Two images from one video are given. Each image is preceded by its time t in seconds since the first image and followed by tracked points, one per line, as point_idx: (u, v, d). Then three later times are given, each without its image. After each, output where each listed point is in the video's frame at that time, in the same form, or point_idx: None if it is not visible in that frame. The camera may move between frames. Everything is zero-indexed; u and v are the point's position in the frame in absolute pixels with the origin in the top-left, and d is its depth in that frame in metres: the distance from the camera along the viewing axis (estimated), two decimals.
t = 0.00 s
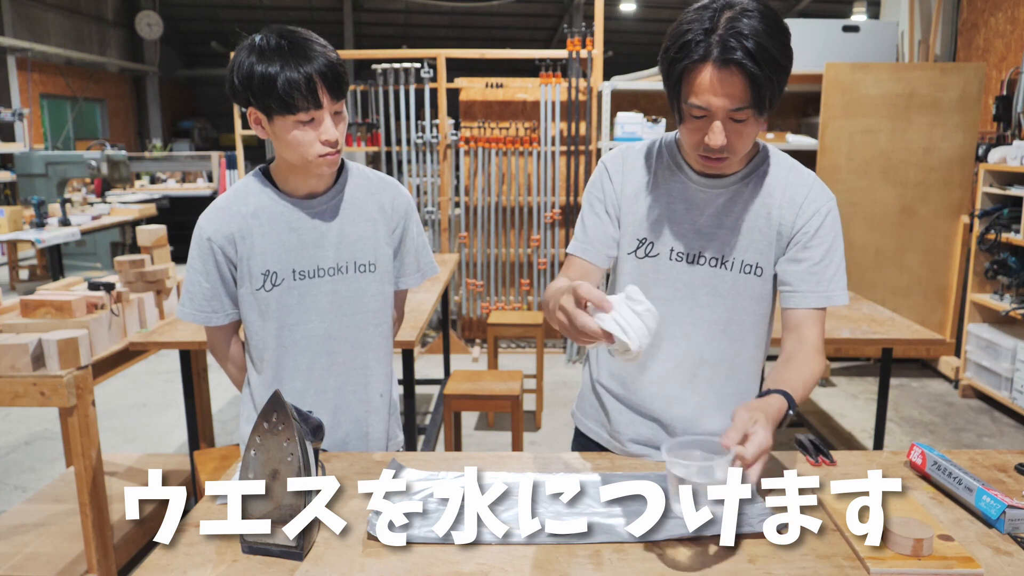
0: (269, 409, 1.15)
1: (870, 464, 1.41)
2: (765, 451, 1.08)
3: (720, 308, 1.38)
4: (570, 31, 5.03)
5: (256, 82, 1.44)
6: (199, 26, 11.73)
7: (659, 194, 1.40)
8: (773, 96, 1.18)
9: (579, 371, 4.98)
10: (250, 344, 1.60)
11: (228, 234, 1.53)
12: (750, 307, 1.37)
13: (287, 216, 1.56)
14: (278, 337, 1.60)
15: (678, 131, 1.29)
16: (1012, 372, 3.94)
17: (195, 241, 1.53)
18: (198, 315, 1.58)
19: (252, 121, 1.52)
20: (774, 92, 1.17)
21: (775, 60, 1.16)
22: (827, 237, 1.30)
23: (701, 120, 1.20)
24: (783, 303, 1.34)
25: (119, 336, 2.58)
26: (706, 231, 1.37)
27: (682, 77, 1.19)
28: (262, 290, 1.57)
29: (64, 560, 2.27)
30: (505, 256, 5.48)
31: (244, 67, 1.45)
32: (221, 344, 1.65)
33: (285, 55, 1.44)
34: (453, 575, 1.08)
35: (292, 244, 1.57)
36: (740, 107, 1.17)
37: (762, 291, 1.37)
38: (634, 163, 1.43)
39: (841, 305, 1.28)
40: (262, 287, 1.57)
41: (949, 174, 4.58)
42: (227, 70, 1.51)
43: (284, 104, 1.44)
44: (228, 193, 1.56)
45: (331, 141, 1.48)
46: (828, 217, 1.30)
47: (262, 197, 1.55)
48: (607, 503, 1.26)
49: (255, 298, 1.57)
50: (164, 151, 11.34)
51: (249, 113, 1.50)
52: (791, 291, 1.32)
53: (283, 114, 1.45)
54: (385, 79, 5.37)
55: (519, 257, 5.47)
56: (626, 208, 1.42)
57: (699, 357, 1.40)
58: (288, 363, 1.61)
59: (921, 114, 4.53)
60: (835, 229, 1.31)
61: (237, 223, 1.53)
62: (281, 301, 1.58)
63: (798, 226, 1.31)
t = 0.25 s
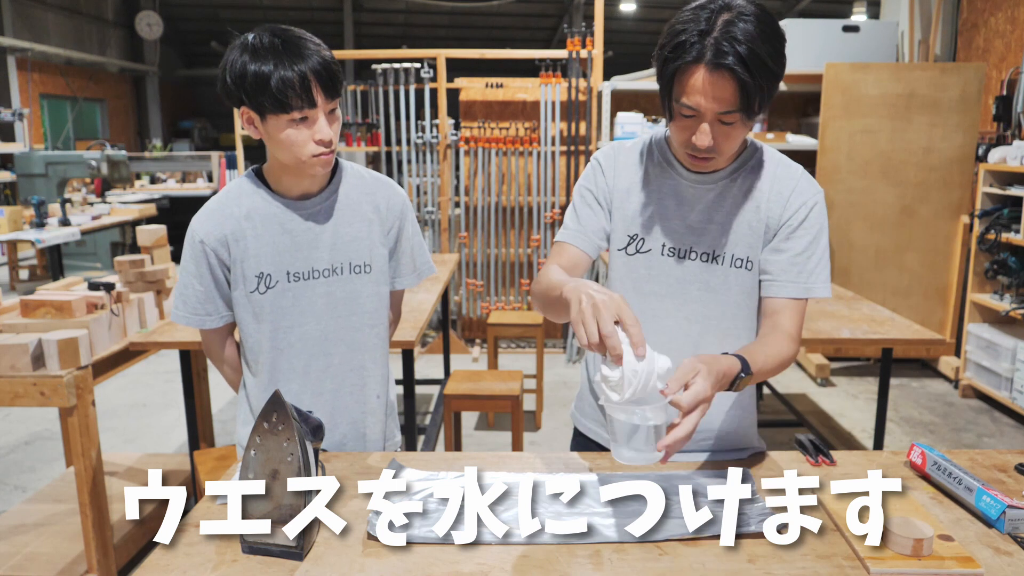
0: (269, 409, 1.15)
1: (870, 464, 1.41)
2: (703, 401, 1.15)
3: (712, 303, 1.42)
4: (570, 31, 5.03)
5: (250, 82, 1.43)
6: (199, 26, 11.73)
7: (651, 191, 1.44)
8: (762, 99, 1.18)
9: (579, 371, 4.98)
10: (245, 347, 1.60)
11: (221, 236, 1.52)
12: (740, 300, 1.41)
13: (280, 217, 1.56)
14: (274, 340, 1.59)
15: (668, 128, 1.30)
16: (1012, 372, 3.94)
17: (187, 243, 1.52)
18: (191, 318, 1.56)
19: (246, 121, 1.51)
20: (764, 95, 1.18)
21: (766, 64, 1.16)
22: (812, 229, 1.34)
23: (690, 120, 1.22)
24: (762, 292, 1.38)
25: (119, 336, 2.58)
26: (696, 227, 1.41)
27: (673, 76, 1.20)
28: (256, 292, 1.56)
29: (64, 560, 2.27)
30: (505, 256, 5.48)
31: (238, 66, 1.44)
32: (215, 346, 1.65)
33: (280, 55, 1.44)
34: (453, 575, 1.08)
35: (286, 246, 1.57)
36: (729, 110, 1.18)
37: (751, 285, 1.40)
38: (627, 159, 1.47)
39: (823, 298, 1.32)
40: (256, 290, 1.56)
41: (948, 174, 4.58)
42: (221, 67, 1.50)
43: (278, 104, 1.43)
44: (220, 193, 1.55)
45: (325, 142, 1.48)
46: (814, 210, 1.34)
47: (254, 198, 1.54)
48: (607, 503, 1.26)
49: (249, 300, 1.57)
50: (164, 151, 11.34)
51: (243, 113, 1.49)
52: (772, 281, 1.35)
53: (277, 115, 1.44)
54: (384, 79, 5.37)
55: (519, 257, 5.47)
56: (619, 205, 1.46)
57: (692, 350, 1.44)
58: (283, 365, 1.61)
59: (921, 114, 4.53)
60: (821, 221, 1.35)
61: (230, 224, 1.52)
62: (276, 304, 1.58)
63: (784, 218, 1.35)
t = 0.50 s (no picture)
0: (269, 409, 1.15)
1: (871, 464, 1.41)
2: (675, 386, 1.16)
3: (707, 301, 1.42)
4: (570, 31, 5.03)
5: (242, 82, 1.41)
6: (200, 26, 11.73)
7: (645, 189, 1.44)
8: (753, 101, 1.19)
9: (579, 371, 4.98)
10: (241, 350, 1.60)
11: (213, 242, 1.52)
12: (733, 298, 1.41)
13: (272, 221, 1.55)
14: (269, 343, 1.60)
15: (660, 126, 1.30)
16: (1012, 372, 3.94)
17: (178, 249, 1.52)
18: (185, 324, 1.56)
19: (235, 123, 1.49)
20: (755, 97, 1.18)
21: (758, 66, 1.16)
22: (804, 226, 1.34)
23: (682, 119, 1.22)
24: (752, 287, 1.39)
25: (119, 336, 2.58)
26: (690, 224, 1.41)
27: (665, 76, 1.19)
28: (251, 297, 1.56)
29: (63, 560, 2.27)
30: (505, 256, 5.49)
31: (229, 67, 1.43)
32: (210, 351, 1.65)
33: (274, 56, 1.43)
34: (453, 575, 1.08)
35: (279, 250, 1.57)
36: (720, 111, 1.18)
37: (744, 282, 1.40)
38: (622, 157, 1.47)
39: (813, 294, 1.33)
40: (250, 294, 1.56)
41: (947, 173, 4.58)
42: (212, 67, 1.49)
43: (271, 106, 1.42)
44: (212, 198, 1.54)
45: (318, 145, 1.48)
46: (807, 206, 1.35)
47: (245, 203, 1.53)
48: (606, 503, 1.26)
49: (244, 304, 1.56)
50: (164, 151, 11.33)
51: (233, 115, 1.47)
52: (763, 278, 1.36)
53: (270, 116, 1.43)
54: (385, 79, 5.37)
55: (519, 257, 5.47)
56: (613, 203, 1.46)
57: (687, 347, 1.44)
58: (281, 369, 1.61)
59: (920, 114, 4.53)
60: (813, 218, 1.35)
61: (222, 230, 1.52)
62: (270, 307, 1.58)
63: (776, 215, 1.36)
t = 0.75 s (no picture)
0: (268, 409, 1.15)
1: (871, 464, 1.41)
2: (665, 383, 1.15)
3: (706, 301, 1.42)
4: (570, 31, 5.03)
5: (236, 85, 1.40)
6: (200, 25, 11.73)
7: (643, 187, 1.44)
8: (748, 102, 1.18)
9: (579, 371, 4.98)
10: (240, 354, 1.60)
11: (209, 247, 1.51)
12: (731, 297, 1.41)
13: (268, 224, 1.55)
14: (268, 345, 1.60)
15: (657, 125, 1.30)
16: (1012, 372, 3.94)
17: (174, 255, 1.51)
18: (182, 330, 1.55)
19: (230, 124, 1.48)
20: (750, 99, 1.18)
21: (753, 68, 1.16)
22: (801, 225, 1.35)
23: (677, 119, 1.22)
24: (750, 285, 1.39)
25: (119, 336, 2.58)
26: (688, 223, 1.41)
27: (661, 76, 1.20)
28: (249, 301, 1.56)
29: (63, 560, 2.27)
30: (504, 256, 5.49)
31: (223, 68, 1.41)
32: (208, 357, 1.64)
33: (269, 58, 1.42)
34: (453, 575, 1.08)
35: (276, 253, 1.56)
36: (715, 111, 1.18)
37: (742, 281, 1.40)
38: (620, 156, 1.47)
39: (811, 293, 1.33)
40: (248, 298, 1.56)
41: (946, 173, 4.58)
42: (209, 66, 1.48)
43: (265, 111, 1.41)
44: (207, 202, 1.54)
45: (313, 147, 1.47)
46: (803, 204, 1.35)
47: (240, 206, 1.54)
48: (606, 503, 1.26)
49: (242, 308, 1.56)
50: (164, 151, 11.33)
51: (227, 116, 1.47)
52: (761, 276, 1.36)
53: (264, 120, 1.42)
54: (385, 79, 5.36)
55: (518, 257, 5.47)
56: (611, 202, 1.46)
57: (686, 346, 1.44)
58: (280, 371, 1.61)
59: (920, 114, 4.53)
60: (810, 216, 1.35)
61: (219, 234, 1.52)
62: (269, 310, 1.58)
63: (772, 214, 1.36)
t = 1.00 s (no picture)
0: (268, 409, 1.15)
1: (871, 464, 1.41)
2: (664, 381, 1.16)
3: (706, 300, 1.42)
4: (570, 31, 5.03)
5: (236, 85, 1.40)
6: (200, 25, 11.73)
7: (643, 187, 1.44)
8: (747, 103, 1.18)
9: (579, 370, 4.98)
10: (239, 355, 1.60)
11: (209, 247, 1.51)
12: (731, 296, 1.41)
13: (268, 224, 1.55)
14: (268, 346, 1.60)
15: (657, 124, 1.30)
16: (1012, 372, 3.94)
17: (174, 256, 1.51)
18: (182, 331, 1.55)
19: (230, 124, 1.48)
20: (749, 100, 1.18)
21: (752, 69, 1.16)
22: (801, 225, 1.34)
23: (676, 118, 1.22)
24: (750, 285, 1.39)
25: (119, 336, 2.58)
26: (688, 222, 1.41)
27: (660, 76, 1.20)
28: (248, 301, 1.56)
29: (63, 560, 2.27)
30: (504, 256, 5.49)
31: (224, 69, 1.41)
32: (207, 357, 1.64)
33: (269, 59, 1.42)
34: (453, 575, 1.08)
35: (276, 253, 1.56)
36: (714, 111, 1.18)
37: (742, 281, 1.40)
38: (620, 155, 1.47)
39: (811, 292, 1.33)
40: (248, 299, 1.56)
41: (946, 173, 4.58)
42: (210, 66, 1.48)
43: (265, 113, 1.41)
44: (207, 202, 1.54)
45: (313, 149, 1.47)
46: (804, 204, 1.35)
47: (240, 207, 1.53)
48: (607, 504, 1.26)
49: (242, 309, 1.56)
50: (164, 151, 11.33)
51: (228, 116, 1.47)
52: (761, 276, 1.36)
53: (264, 122, 1.42)
54: (385, 79, 5.36)
55: (518, 257, 5.47)
56: (611, 201, 1.46)
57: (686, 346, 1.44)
58: (280, 372, 1.61)
59: (920, 114, 4.53)
60: (811, 216, 1.35)
61: (218, 236, 1.52)
62: (269, 311, 1.58)
63: (772, 214, 1.36)
